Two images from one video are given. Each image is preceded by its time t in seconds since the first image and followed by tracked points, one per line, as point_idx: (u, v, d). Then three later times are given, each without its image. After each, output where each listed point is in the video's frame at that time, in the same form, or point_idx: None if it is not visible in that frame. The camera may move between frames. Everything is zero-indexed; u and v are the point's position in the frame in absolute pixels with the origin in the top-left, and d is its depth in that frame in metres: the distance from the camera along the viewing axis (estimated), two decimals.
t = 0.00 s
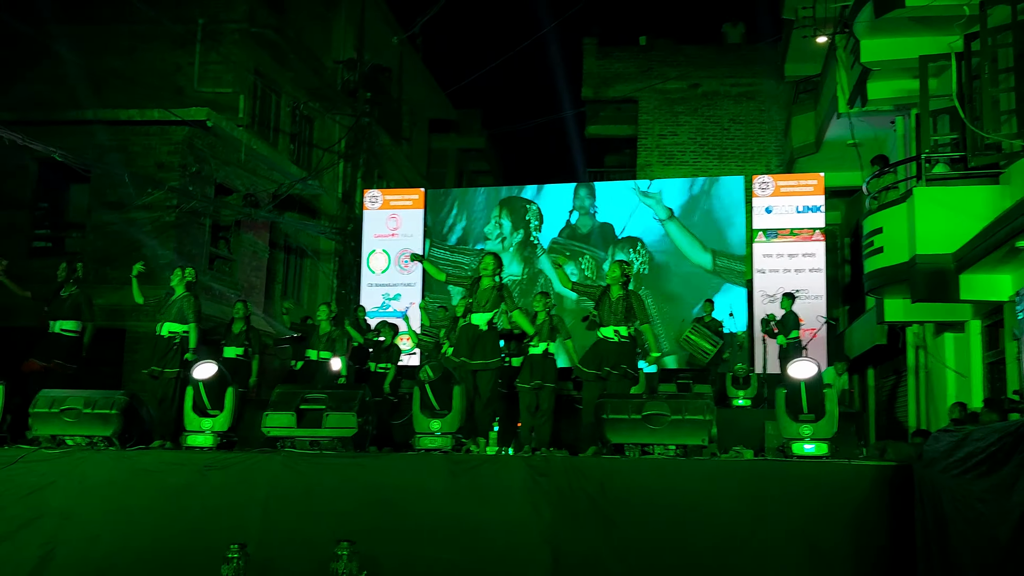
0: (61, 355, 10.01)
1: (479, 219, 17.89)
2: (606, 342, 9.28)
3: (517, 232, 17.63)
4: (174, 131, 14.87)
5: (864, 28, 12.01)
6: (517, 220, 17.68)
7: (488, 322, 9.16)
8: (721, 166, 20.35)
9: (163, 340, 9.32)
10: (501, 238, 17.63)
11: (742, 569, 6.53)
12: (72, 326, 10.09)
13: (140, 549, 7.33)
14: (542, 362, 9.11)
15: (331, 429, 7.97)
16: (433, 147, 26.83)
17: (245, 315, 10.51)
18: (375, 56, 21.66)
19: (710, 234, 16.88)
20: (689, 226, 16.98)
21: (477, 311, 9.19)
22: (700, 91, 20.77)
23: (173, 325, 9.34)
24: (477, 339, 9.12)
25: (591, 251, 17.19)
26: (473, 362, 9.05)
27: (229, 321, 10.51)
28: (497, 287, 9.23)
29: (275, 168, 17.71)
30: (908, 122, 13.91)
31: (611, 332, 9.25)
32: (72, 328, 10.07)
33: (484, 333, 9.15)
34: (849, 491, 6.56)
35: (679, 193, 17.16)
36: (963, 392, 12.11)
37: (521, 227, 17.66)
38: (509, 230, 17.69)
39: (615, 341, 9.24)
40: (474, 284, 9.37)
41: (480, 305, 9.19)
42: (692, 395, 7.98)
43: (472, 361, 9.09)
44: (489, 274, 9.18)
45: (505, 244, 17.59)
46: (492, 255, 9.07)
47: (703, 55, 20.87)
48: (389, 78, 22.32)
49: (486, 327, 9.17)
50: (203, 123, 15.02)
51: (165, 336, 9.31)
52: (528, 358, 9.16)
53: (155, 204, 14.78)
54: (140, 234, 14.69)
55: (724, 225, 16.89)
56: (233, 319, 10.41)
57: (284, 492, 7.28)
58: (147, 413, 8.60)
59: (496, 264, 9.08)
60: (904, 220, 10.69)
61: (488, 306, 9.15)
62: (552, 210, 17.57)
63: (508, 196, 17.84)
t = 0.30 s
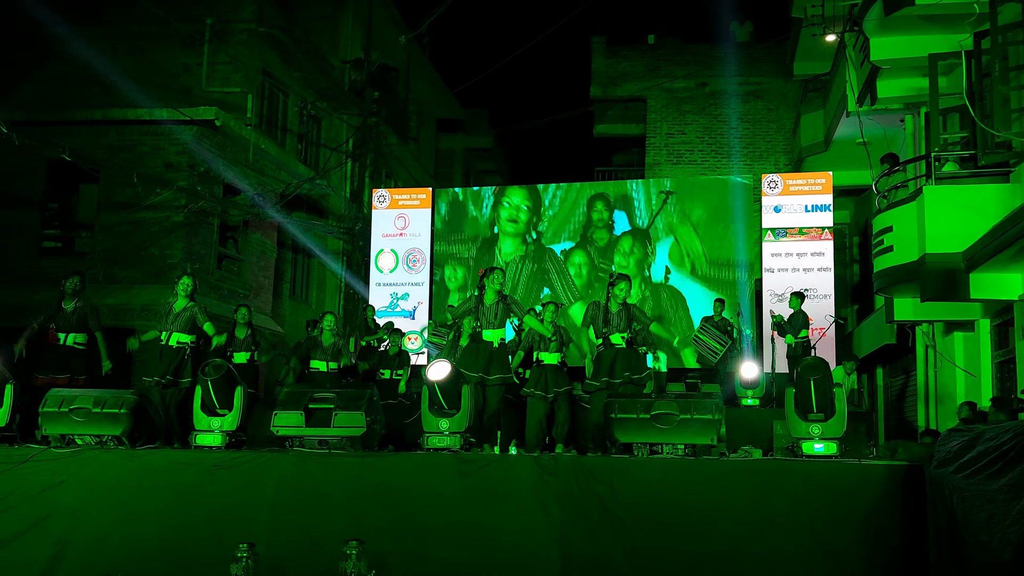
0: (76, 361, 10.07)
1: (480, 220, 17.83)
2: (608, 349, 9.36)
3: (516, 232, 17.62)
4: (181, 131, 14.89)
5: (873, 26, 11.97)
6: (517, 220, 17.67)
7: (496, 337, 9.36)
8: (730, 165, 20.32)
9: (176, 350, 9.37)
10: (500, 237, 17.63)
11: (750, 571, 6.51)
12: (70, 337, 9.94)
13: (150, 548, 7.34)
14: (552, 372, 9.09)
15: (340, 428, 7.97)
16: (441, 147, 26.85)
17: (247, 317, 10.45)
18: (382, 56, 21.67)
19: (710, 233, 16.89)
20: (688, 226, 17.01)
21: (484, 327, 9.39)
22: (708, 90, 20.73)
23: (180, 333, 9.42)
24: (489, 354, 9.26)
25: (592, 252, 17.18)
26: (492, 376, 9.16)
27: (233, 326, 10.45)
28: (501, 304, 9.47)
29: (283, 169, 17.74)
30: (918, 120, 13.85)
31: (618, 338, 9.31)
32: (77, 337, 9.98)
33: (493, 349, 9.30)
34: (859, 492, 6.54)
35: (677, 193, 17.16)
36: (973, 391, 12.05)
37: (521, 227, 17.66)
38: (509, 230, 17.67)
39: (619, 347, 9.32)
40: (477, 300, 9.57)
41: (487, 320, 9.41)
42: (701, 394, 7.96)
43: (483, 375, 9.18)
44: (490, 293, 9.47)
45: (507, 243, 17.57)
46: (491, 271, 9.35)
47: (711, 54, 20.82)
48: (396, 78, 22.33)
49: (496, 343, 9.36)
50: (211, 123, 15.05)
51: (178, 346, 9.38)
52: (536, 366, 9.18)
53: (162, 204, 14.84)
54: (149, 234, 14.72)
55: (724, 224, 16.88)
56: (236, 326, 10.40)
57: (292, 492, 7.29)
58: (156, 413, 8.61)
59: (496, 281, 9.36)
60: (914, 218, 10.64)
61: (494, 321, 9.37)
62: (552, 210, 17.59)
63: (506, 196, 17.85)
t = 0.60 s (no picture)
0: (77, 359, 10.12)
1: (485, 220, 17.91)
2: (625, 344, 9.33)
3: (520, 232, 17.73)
4: (184, 131, 14.91)
5: (875, 26, 11.97)
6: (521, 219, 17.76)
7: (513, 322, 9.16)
8: (733, 164, 20.31)
9: (189, 339, 9.52)
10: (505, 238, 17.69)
11: (752, 570, 6.51)
12: (79, 334, 10.24)
13: (153, 547, 7.35)
14: (565, 365, 9.40)
15: (342, 428, 7.99)
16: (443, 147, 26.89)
17: (257, 313, 10.53)
18: (384, 56, 21.67)
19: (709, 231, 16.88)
20: (688, 224, 17.00)
21: (499, 314, 9.17)
22: (710, 91, 20.72)
23: (193, 325, 9.61)
24: (507, 342, 9.10)
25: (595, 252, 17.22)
26: (511, 364, 9.01)
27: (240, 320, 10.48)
28: (514, 289, 9.23)
29: (285, 169, 17.76)
30: (920, 120, 13.85)
31: (635, 335, 9.33)
32: (81, 334, 10.24)
33: (512, 336, 9.15)
34: (861, 491, 6.54)
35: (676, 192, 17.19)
36: (975, 391, 12.05)
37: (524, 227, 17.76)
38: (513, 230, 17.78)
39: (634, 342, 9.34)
40: (490, 285, 9.33)
41: (500, 307, 9.19)
42: (703, 394, 7.97)
43: (502, 364, 9.03)
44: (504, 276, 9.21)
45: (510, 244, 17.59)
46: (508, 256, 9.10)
47: (713, 54, 20.79)
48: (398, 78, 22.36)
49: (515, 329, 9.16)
50: (214, 122, 15.06)
51: (190, 335, 9.54)
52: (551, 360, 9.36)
53: (164, 204, 14.87)
54: (151, 234, 14.74)
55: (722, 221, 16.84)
56: (245, 320, 10.41)
57: (295, 492, 7.30)
58: (159, 413, 8.61)
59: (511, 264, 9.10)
60: (915, 218, 10.65)
61: (510, 307, 9.17)
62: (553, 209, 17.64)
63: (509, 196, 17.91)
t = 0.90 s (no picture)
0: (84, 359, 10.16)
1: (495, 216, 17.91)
2: (649, 349, 9.28)
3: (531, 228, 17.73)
4: (186, 131, 14.93)
5: (876, 25, 11.98)
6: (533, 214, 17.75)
7: (540, 334, 9.02)
8: (735, 164, 20.31)
9: (213, 347, 9.61)
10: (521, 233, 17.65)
11: (754, 570, 6.51)
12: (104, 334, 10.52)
13: (154, 547, 7.36)
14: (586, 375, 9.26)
15: (344, 428, 7.99)
16: (444, 147, 26.90)
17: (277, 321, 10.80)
18: (385, 56, 21.68)
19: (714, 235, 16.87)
20: (688, 223, 17.03)
21: (525, 326, 9.06)
22: (711, 91, 20.70)
23: (218, 332, 9.68)
24: (536, 355, 8.98)
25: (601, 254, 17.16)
26: (543, 376, 8.88)
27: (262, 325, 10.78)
28: (538, 302, 9.14)
29: (287, 169, 17.76)
30: (921, 120, 13.84)
31: (659, 338, 9.25)
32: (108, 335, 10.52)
33: (543, 348, 9.00)
34: (862, 491, 6.54)
35: (680, 197, 17.20)
36: (976, 391, 12.04)
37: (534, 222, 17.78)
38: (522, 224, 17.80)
39: (658, 347, 9.27)
40: (512, 299, 9.23)
41: (526, 319, 9.07)
42: (705, 395, 7.97)
43: (535, 377, 8.92)
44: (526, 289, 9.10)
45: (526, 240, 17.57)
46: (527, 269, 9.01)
47: (714, 54, 20.75)
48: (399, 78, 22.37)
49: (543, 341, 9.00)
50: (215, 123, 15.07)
51: (215, 343, 9.63)
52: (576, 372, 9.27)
53: (166, 204, 14.89)
54: (152, 233, 14.74)
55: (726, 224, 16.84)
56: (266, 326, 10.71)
57: (296, 492, 7.30)
58: (161, 413, 8.61)
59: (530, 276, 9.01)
60: (916, 217, 10.63)
61: (535, 319, 9.06)
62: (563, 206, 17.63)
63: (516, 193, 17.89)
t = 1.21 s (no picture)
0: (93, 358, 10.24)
1: (516, 240, 17.81)
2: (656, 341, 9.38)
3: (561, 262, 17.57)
4: (190, 132, 14.95)
5: (879, 25, 11.97)
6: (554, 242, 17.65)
7: (553, 318, 9.06)
8: (739, 164, 20.30)
9: (223, 338, 9.61)
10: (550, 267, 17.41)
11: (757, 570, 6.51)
12: (115, 329, 10.75)
13: (159, 547, 7.38)
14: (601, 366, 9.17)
15: (348, 428, 8.01)
16: (448, 147, 26.92)
17: (291, 317, 10.89)
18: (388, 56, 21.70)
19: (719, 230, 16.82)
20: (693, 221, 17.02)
21: (536, 310, 9.13)
22: (715, 90, 20.66)
23: (226, 322, 9.68)
24: (546, 339, 9.05)
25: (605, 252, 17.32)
26: (555, 360, 9.00)
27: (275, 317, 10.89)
28: (553, 287, 9.16)
29: (290, 169, 17.79)
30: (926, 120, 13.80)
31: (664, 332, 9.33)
32: (120, 330, 10.76)
33: (553, 331, 9.07)
34: (866, 491, 6.53)
35: (685, 192, 17.13)
36: (981, 391, 12.02)
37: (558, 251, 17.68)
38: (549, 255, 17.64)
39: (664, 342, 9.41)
40: (528, 282, 9.29)
41: (538, 303, 9.14)
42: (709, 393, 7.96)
43: (545, 360, 9.03)
44: (542, 273, 9.14)
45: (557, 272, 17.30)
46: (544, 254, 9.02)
47: (718, 53, 20.66)
48: (403, 78, 22.39)
49: (555, 325, 9.06)
50: (220, 123, 15.08)
51: (225, 334, 9.63)
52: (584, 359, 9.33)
53: (170, 205, 14.91)
54: (157, 234, 14.77)
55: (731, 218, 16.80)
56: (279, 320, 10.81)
57: (300, 492, 7.32)
58: (165, 413, 8.63)
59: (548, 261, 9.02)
60: (920, 217, 10.62)
61: (548, 303, 9.10)
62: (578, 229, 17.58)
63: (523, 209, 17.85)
